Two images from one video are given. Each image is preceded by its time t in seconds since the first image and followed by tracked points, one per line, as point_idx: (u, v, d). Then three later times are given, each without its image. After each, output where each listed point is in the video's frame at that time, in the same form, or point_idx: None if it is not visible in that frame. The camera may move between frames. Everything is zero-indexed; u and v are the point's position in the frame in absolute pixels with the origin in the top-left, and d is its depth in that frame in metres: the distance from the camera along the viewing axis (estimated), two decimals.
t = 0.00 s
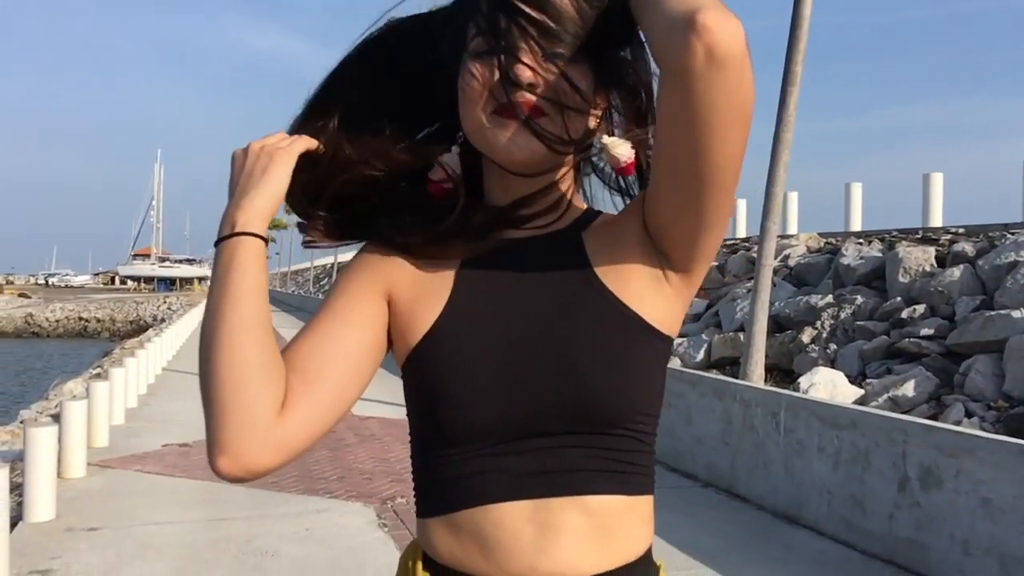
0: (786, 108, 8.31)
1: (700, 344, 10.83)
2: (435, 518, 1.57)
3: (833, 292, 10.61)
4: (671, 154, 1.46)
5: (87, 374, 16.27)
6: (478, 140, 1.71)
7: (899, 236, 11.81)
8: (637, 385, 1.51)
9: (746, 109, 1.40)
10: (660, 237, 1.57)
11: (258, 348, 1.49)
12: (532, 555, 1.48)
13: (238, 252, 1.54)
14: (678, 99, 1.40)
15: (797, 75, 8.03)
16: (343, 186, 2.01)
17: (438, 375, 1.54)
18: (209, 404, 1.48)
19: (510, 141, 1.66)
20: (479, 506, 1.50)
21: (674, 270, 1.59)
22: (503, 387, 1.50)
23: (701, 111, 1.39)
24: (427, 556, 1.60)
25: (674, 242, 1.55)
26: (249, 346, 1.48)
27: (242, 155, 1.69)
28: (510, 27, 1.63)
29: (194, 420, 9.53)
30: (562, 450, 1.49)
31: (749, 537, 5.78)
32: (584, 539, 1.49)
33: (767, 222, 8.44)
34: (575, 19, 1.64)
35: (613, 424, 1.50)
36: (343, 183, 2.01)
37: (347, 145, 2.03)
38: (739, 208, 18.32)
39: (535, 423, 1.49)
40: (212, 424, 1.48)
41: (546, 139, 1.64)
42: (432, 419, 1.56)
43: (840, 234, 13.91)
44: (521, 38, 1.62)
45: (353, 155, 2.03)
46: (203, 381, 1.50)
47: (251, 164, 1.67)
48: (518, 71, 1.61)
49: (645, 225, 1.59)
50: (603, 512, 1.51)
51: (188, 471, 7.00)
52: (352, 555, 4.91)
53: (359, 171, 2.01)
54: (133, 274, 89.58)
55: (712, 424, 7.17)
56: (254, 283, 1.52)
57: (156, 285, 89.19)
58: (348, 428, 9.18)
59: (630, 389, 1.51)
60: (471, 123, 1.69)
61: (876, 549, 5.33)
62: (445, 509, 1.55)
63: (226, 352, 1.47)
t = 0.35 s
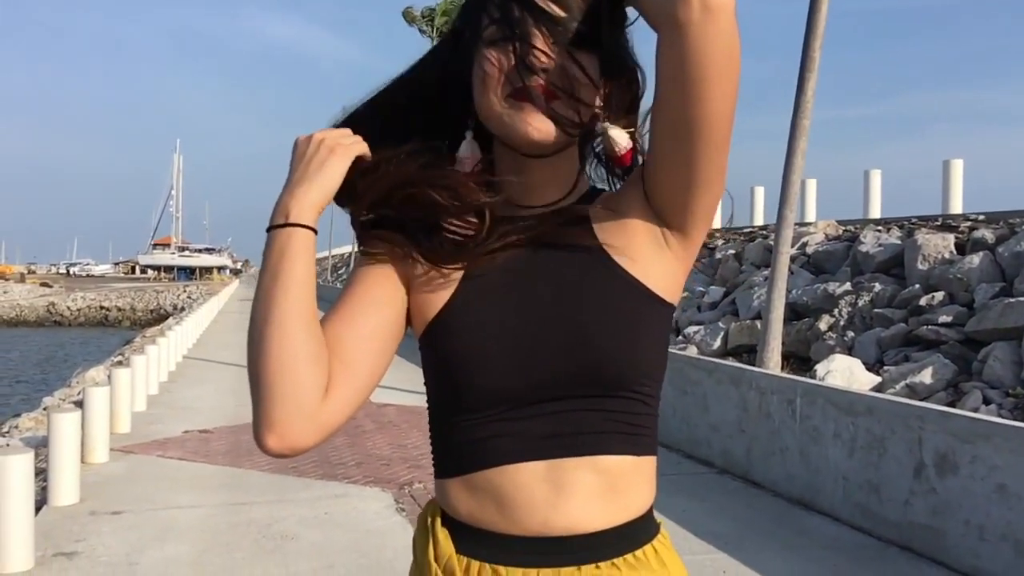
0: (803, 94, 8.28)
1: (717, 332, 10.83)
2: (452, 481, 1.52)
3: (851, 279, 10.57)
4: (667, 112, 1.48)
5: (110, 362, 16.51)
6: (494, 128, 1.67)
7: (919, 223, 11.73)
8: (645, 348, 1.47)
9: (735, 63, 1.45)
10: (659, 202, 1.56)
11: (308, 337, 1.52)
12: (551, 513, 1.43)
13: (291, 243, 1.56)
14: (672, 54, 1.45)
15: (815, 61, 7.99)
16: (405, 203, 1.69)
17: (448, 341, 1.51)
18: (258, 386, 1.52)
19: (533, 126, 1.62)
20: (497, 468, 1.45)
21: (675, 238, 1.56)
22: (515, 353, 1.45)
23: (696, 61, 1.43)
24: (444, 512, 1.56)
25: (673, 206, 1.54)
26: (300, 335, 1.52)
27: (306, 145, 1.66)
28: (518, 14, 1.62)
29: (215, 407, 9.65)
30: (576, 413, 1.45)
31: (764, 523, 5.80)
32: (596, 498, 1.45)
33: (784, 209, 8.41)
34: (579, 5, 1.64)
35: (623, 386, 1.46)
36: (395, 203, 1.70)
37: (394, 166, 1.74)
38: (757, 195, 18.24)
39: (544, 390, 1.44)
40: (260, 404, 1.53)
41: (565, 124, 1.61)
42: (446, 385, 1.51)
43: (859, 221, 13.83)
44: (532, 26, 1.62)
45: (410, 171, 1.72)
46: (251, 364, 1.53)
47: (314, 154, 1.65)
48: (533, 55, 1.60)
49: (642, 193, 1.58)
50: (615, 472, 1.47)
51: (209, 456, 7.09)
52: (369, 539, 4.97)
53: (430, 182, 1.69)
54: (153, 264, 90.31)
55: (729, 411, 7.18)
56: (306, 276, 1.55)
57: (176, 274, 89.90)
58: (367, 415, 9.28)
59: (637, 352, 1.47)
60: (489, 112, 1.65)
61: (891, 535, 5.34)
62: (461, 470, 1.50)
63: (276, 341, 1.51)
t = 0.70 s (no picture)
0: (821, 83, 8.24)
1: (734, 321, 10.83)
2: (469, 452, 1.53)
3: (869, 268, 10.53)
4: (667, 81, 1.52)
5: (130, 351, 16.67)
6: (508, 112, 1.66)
7: (938, 212, 11.65)
8: (651, 320, 1.48)
9: (729, 40, 1.50)
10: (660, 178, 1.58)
11: (353, 333, 1.59)
12: (564, 480, 1.44)
13: (342, 240, 1.60)
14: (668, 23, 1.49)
15: (832, 50, 7.95)
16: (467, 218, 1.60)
17: (466, 314, 1.53)
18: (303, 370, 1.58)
19: (550, 108, 1.62)
20: (512, 437, 1.46)
21: (678, 213, 1.59)
22: (528, 325, 1.46)
23: (693, 35, 1.47)
24: (460, 480, 1.58)
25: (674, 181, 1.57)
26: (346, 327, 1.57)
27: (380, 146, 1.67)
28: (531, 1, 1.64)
29: (234, 395, 9.75)
30: (587, 384, 1.45)
31: (779, 511, 5.82)
32: (607, 465, 1.45)
33: (800, 198, 8.38)
34: None
35: (634, 356, 1.47)
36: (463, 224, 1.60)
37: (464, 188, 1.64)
38: (775, 184, 18.16)
39: (558, 363, 1.45)
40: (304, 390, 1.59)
41: (578, 108, 1.62)
42: (462, 359, 1.53)
43: (878, 210, 13.74)
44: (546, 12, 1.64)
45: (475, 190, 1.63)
46: (294, 353, 1.59)
47: (378, 151, 1.68)
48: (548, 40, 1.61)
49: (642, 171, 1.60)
50: (625, 440, 1.47)
51: (228, 443, 7.18)
52: (387, 524, 5.03)
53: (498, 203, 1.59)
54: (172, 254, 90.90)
55: (744, 399, 7.19)
56: (353, 273, 1.60)
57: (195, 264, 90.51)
58: (384, 403, 9.34)
59: (644, 324, 1.48)
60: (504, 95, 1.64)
61: (906, 522, 5.35)
62: (477, 439, 1.52)
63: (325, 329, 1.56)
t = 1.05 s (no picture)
0: (840, 70, 8.20)
1: (752, 310, 10.81)
2: (484, 426, 1.56)
3: (889, 257, 10.48)
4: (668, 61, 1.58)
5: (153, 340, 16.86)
6: (523, 101, 1.68)
7: (959, 201, 11.56)
8: (659, 300, 1.52)
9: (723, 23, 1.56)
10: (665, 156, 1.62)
11: (403, 333, 1.63)
12: (578, 452, 1.47)
13: (400, 241, 1.62)
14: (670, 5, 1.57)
15: (852, 38, 7.91)
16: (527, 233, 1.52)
17: (484, 293, 1.56)
18: (349, 362, 1.62)
19: (565, 101, 1.63)
20: (528, 409, 1.49)
21: (681, 191, 1.61)
22: (545, 302, 1.50)
23: (694, 13, 1.54)
24: (476, 451, 1.60)
25: (677, 158, 1.60)
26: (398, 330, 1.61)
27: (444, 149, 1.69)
28: None
29: (255, 383, 9.86)
30: (601, 361, 1.48)
31: (796, 499, 5.83)
32: (620, 437, 1.48)
33: (819, 187, 8.36)
34: None
35: (644, 335, 1.50)
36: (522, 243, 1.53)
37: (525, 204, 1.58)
38: (795, 172, 18.06)
39: (575, 341, 1.48)
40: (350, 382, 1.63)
41: (592, 100, 1.64)
42: (477, 335, 1.55)
43: (899, 198, 13.65)
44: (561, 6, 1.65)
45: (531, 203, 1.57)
46: (344, 347, 1.63)
47: (444, 159, 1.67)
48: (563, 33, 1.63)
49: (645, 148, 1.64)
50: (636, 413, 1.50)
51: (249, 430, 7.26)
52: (406, 509, 5.09)
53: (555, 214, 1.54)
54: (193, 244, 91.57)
55: (761, 388, 7.19)
56: (407, 275, 1.62)
57: (216, 255, 91.15)
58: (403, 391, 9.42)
59: (652, 303, 1.51)
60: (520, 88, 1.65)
61: (923, 510, 5.35)
62: (492, 413, 1.54)
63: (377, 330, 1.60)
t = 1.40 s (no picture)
0: (855, 60, 8.18)
1: (766, 301, 10.81)
2: (497, 406, 1.58)
3: (904, 248, 10.45)
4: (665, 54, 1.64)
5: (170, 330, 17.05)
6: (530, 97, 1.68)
7: (976, 190, 11.50)
8: (663, 284, 1.57)
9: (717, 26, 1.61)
10: (666, 144, 1.66)
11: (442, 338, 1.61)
12: (588, 429, 1.51)
13: (447, 248, 1.57)
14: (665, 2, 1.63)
15: (867, 26, 7.89)
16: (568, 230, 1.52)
17: (498, 280, 1.57)
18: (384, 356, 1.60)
19: (572, 94, 1.65)
20: (541, 389, 1.52)
21: (682, 184, 1.67)
22: (558, 285, 1.52)
23: (690, 16, 1.60)
24: (487, 430, 1.62)
25: (678, 145, 1.65)
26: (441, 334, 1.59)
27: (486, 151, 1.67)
28: None
29: (272, 373, 9.96)
30: (611, 342, 1.52)
31: (809, 488, 5.86)
32: (628, 413, 1.53)
33: (834, 177, 8.36)
34: None
35: (650, 316, 1.54)
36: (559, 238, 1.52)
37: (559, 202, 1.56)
38: (810, 163, 18.00)
39: (588, 325, 1.51)
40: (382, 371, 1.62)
41: (597, 94, 1.66)
42: (489, 321, 1.57)
43: (915, 188, 13.60)
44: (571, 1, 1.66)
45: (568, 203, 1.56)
46: (381, 348, 1.60)
47: (493, 165, 1.59)
48: (571, 27, 1.64)
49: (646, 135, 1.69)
50: (641, 391, 1.54)
51: (267, 419, 7.35)
52: (422, 497, 5.16)
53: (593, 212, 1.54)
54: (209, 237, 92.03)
55: (775, 378, 7.21)
56: (450, 281, 1.58)
57: (232, 246, 91.67)
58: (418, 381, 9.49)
59: (656, 285, 1.56)
60: (527, 81, 1.66)
61: (937, 499, 5.37)
62: (504, 394, 1.57)
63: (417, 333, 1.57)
